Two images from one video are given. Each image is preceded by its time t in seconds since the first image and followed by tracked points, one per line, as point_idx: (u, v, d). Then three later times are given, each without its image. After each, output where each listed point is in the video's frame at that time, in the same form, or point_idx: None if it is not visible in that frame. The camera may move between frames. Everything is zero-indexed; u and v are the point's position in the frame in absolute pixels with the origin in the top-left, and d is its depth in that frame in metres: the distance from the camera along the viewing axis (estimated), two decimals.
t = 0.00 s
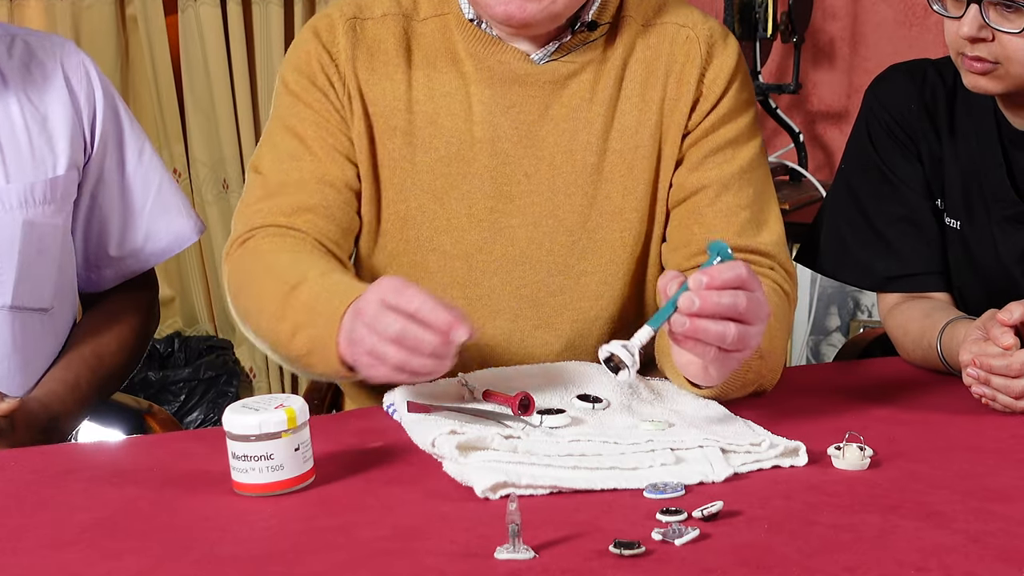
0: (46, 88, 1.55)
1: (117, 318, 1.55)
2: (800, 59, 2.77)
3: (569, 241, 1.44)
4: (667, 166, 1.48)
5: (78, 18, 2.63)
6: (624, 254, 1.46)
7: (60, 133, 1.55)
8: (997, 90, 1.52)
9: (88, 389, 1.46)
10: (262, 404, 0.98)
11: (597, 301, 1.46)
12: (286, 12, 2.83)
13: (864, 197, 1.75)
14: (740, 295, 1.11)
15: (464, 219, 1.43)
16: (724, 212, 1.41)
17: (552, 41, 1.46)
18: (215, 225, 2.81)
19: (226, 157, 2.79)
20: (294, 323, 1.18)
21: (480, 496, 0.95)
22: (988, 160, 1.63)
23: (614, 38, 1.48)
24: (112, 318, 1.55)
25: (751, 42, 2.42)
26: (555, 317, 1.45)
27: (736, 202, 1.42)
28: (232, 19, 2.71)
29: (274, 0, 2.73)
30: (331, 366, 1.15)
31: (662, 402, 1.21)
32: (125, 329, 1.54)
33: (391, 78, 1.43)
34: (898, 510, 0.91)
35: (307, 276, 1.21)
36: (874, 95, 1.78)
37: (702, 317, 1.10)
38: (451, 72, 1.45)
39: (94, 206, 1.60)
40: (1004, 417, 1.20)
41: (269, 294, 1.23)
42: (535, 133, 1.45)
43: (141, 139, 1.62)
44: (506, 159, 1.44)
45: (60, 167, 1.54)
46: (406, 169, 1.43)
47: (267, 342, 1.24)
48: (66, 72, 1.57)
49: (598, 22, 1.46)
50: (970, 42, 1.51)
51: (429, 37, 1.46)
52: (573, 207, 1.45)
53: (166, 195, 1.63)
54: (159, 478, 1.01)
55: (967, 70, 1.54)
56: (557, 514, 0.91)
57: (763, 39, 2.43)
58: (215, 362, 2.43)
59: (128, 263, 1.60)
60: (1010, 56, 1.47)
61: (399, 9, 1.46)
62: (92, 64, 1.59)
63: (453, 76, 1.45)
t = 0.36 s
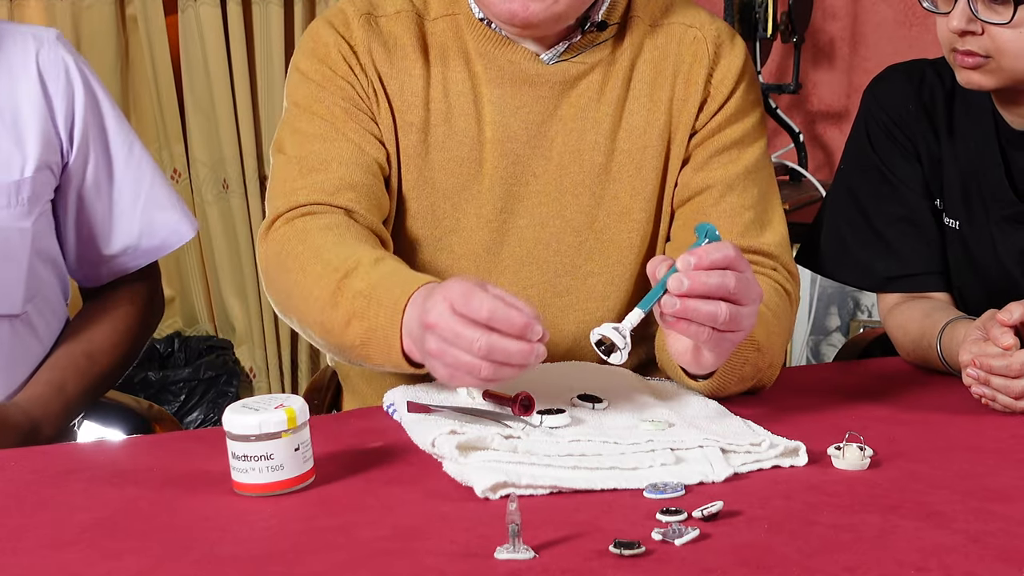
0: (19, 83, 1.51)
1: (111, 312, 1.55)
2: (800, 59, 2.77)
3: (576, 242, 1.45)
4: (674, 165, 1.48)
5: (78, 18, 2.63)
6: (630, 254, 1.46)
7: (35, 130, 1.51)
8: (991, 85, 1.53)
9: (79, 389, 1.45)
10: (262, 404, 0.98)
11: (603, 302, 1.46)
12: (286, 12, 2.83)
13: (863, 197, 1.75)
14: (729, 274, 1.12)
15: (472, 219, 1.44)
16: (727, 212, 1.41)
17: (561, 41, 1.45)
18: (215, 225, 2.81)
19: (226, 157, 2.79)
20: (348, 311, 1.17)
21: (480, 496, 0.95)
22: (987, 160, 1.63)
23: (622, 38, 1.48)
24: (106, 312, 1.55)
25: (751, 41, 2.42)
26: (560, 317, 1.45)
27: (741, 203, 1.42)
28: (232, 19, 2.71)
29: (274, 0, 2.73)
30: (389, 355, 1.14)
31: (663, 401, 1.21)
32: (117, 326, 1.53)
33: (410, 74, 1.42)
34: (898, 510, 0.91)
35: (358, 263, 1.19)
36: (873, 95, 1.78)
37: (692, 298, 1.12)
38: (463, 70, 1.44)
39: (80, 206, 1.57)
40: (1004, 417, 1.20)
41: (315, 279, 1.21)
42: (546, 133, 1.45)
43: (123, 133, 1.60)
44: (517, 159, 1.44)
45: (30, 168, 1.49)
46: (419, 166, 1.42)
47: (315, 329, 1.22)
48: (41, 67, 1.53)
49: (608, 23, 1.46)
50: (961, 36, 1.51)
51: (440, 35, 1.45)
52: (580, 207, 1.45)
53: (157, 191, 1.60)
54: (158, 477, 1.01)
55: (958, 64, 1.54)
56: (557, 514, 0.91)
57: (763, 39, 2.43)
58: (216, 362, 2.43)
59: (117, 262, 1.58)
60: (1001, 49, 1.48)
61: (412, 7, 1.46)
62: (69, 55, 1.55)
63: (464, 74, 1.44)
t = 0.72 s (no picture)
0: None
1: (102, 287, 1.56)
2: (800, 59, 2.77)
3: (573, 243, 1.45)
4: (672, 165, 1.47)
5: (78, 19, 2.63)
6: (628, 255, 1.46)
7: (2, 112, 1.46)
8: (974, 82, 1.53)
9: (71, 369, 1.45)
10: (262, 404, 0.98)
11: (600, 303, 1.46)
12: (286, 13, 2.83)
13: (861, 199, 1.76)
14: (712, 272, 1.12)
15: (470, 221, 1.44)
16: (726, 213, 1.41)
17: (557, 41, 1.46)
18: (215, 225, 2.81)
19: (226, 157, 2.79)
20: (338, 328, 1.17)
21: (480, 496, 0.95)
22: (981, 159, 1.63)
23: (618, 40, 1.48)
24: (91, 293, 1.55)
25: (751, 41, 2.42)
26: (558, 319, 1.46)
27: (739, 203, 1.42)
28: (232, 19, 2.71)
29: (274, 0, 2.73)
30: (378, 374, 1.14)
31: (662, 401, 1.21)
32: (104, 309, 1.54)
33: (405, 77, 1.42)
34: (898, 510, 0.91)
35: (348, 280, 1.19)
36: (869, 97, 1.78)
37: (675, 298, 1.12)
38: (458, 72, 1.45)
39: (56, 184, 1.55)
40: (1004, 418, 1.20)
41: (306, 294, 1.22)
42: (543, 134, 1.45)
43: (87, 101, 1.57)
44: (513, 160, 1.43)
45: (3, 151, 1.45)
46: (417, 168, 1.42)
47: (307, 343, 1.23)
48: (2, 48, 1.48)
49: (604, 22, 1.46)
50: (940, 34, 1.52)
51: (436, 37, 1.46)
52: (578, 208, 1.45)
53: (133, 161, 1.60)
54: (158, 477, 1.01)
55: (942, 64, 1.54)
56: (557, 514, 0.91)
57: (763, 40, 2.43)
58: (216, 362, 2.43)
59: (103, 233, 1.58)
60: (980, 45, 1.48)
61: (408, 10, 1.46)
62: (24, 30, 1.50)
63: (460, 76, 1.44)
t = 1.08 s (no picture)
0: (36, 73, 1.46)
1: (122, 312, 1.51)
2: (800, 59, 2.77)
3: (571, 245, 1.45)
4: (668, 167, 1.47)
5: (78, 18, 2.62)
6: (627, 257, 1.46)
7: (52, 119, 1.46)
8: (969, 83, 1.53)
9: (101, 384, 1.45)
10: (262, 404, 0.98)
11: (598, 305, 1.46)
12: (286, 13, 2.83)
13: (860, 199, 1.76)
14: (710, 273, 1.12)
15: (468, 224, 1.44)
16: (724, 214, 1.41)
17: (553, 44, 1.45)
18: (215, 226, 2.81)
19: (226, 158, 2.79)
20: (342, 337, 1.17)
21: (480, 496, 0.95)
22: (977, 159, 1.63)
23: (615, 42, 1.48)
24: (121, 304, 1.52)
25: (751, 41, 2.42)
26: (556, 321, 1.45)
27: (737, 203, 1.42)
28: (232, 19, 2.71)
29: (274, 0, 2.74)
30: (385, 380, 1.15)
31: (662, 401, 1.22)
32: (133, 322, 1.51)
33: (401, 80, 1.42)
34: (899, 510, 0.91)
35: (346, 288, 1.19)
36: (866, 97, 1.78)
37: (674, 300, 1.12)
38: (456, 76, 1.45)
39: (98, 196, 1.54)
40: (1004, 418, 1.20)
41: (308, 306, 1.22)
42: (540, 136, 1.45)
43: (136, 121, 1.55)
44: (511, 163, 1.44)
45: (51, 154, 1.45)
46: (414, 172, 1.42)
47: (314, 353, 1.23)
48: (57, 59, 1.48)
49: (599, 23, 1.46)
50: (932, 35, 1.52)
51: (433, 39, 1.45)
52: (574, 210, 1.45)
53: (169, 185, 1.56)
54: (158, 477, 1.01)
55: (936, 65, 1.54)
56: (557, 514, 0.91)
57: (763, 39, 2.43)
58: (215, 362, 2.43)
59: (134, 251, 1.55)
60: (972, 43, 1.48)
61: (403, 12, 1.46)
62: (81, 52, 1.49)
63: (457, 79, 1.44)
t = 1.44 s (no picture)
0: (103, 90, 1.48)
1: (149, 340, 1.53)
2: (800, 59, 2.77)
3: (573, 246, 1.45)
4: (670, 167, 1.48)
5: (78, 18, 2.62)
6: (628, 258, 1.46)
7: (109, 138, 1.48)
8: (972, 83, 1.53)
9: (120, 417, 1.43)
10: (262, 404, 0.98)
11: (599, 307, 1.46)
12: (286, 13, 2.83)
13: (860, 199, 1.76)
14: (711, 268, 1.12)
15: (471, 226, 1.44)
16: (724, 214, 1.42)
17: (556, 47, 1.44)
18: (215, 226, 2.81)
19: (226, 158, 2.79)
20: (334, 338, 1.16)
21: (480, 496, 0.95)
22: (979, 159, 1.63)
23: (616, 46, 1.48)
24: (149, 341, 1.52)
25: (751, 42, 2.42)
26: (557, 323, 1.45)
27: (737, 203, 1.42)
28: (232, 19, 2.71)
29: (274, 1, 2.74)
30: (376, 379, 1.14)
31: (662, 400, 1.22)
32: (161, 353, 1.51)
33: (402, 84, 1.42)
34: (898, 510, 0.91)
35: (340, 288, 1.19)
36: (866, 97, 1.78)
37: (674, 295, 1.12)
38: (459, 80, 1.45)
39: (140, 222, 1.54)
40: (1004, 418, 1.20)
41: (303, 308, 1.21)
42: (542, 139, 1.45)
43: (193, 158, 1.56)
44: (514, 165, 1.44)
45: (99, 171, 1.47)
46: (416, 175, 1.42)
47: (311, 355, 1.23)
48: (124, 82, 1.50)
49: (602, 27, 1.45)
50: (936, 36, 1.52)
51: (434, 41, 1.45)
52: (576, 212, 1.45)
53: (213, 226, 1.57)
54: (158, 477, 1.01)
55: (939, 65, 1.54)
56: (557, 514, 0.91)
57: (763, 39, 2.43)
58: (216, 363, 2.34)
59: (165, 285, 1.56)
60: (975, 44, 1.48)
61: (405, 15, 1.46)
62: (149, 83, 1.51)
63: (459, 83, 1.44)
